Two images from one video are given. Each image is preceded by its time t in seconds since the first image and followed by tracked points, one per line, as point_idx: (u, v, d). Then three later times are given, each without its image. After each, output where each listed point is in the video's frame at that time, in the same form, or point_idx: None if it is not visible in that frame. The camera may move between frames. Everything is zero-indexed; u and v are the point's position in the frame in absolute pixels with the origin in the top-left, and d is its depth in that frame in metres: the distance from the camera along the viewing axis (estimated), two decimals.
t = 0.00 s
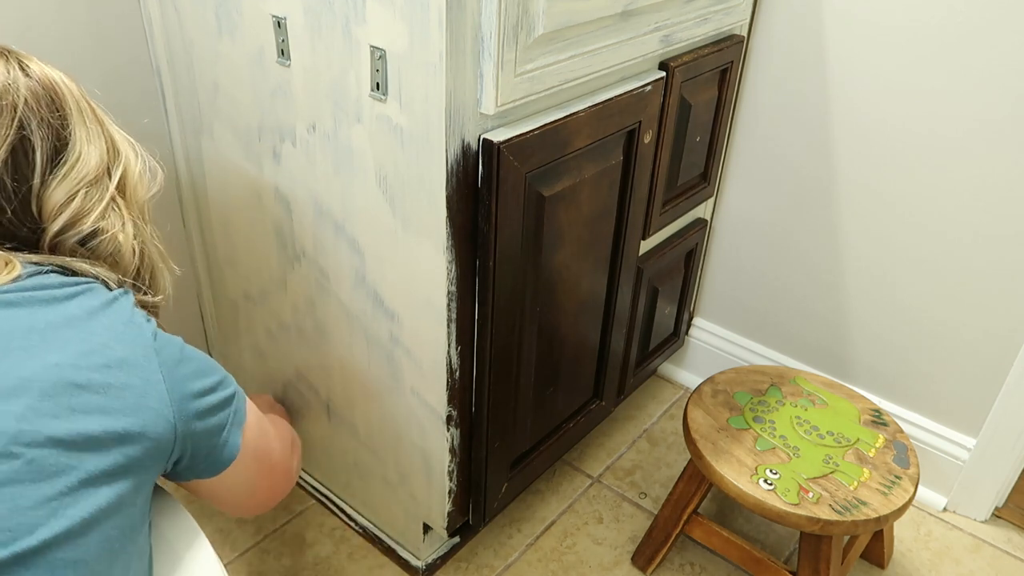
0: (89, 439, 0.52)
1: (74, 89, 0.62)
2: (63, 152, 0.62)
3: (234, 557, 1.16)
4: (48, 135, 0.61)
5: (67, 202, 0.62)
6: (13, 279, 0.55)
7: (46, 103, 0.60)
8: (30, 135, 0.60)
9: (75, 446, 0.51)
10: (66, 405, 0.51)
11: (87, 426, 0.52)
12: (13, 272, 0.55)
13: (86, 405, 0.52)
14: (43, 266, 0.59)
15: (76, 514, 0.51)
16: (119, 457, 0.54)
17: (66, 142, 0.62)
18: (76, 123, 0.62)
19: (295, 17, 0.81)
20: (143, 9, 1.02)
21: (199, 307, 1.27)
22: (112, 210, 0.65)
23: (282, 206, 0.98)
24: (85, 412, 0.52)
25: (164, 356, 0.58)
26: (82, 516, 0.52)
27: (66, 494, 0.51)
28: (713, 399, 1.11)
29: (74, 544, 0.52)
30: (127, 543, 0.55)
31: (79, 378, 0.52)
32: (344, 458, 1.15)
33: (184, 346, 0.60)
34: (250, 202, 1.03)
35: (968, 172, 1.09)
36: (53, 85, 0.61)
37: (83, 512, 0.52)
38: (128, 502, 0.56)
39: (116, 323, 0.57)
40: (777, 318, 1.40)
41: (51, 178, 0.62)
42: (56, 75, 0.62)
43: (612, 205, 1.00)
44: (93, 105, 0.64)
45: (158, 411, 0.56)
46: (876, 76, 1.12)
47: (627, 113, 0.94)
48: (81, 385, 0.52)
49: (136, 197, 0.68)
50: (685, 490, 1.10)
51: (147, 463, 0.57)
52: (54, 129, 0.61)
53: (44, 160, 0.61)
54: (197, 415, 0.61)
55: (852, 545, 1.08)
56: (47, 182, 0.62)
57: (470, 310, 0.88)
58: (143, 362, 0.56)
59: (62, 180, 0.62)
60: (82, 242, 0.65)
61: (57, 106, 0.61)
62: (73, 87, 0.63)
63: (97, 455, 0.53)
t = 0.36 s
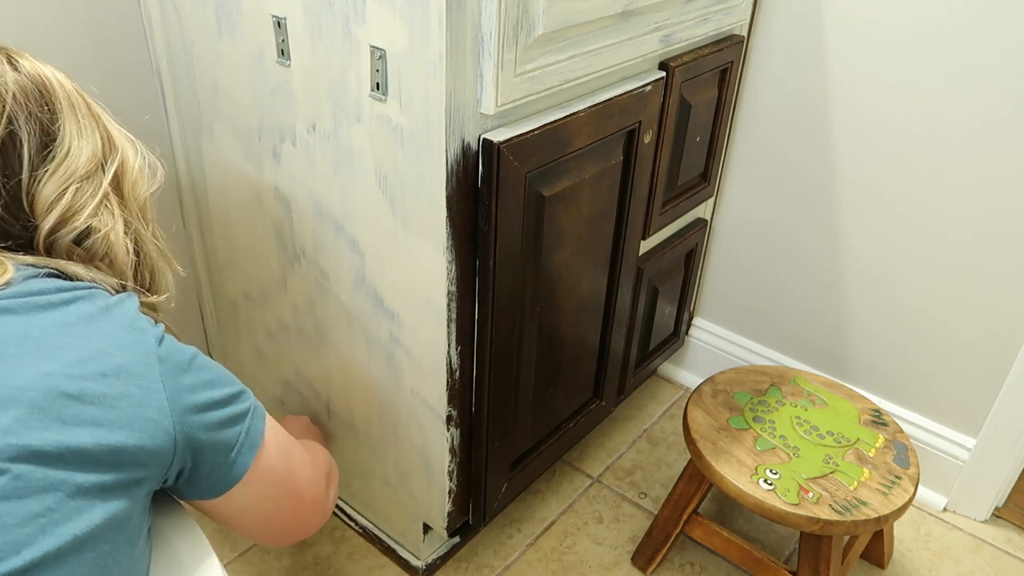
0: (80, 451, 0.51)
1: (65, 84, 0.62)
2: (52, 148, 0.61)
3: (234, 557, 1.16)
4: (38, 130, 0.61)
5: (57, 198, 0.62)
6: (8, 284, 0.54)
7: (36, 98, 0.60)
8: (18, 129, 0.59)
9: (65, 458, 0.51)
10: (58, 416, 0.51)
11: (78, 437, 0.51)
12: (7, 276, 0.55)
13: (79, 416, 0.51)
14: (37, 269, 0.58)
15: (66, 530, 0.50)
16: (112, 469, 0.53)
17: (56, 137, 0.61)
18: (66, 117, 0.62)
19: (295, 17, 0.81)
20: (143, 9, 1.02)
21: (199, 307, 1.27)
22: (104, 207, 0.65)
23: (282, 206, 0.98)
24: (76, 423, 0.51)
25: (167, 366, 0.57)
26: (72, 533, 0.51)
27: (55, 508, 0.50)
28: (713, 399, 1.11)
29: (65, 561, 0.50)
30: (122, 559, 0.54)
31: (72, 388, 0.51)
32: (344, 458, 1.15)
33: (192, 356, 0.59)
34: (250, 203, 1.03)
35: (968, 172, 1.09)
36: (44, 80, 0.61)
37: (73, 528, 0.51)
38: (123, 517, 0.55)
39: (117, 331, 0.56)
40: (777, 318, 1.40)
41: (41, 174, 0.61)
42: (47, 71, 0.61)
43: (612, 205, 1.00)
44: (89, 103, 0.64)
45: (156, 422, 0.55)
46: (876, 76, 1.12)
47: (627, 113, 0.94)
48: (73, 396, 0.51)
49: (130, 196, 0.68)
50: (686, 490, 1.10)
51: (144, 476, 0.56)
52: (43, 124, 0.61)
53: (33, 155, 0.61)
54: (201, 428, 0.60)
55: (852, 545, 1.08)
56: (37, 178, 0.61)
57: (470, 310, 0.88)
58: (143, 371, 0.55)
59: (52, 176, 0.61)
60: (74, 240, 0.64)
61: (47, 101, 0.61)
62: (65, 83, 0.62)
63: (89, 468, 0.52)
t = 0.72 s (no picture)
0: (83, 450, 0.51)
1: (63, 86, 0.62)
2: (51, 150, 0.61)
3: (234, 557, 1.16)
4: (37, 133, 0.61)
5: (57, 200, 0.62)
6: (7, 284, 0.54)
7: (34, 101, 0.60)
8: (16, 132, 0.59)
9: (68, 457, 0.51)
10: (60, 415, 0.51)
11: (81, 436, 0.51)
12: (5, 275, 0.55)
13: (81, 415, 0.51)
14: (37, 271, 0.58)
15: (68, 527, 0.50)
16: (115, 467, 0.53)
17: (55, 139, 0.61)
18: (65, 120, 0.62)
19: (295, 17, 0.81)
20: (143, 9, 1.02)
21: (199, 307, 1.28)
22: (103, 208, 0.65)
23: (283, 206, 0.98)
24: (79, 421, 0.51)
25: (164, 363, 0.57)
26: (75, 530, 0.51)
27: (58, 506, 0.50)
28: (713, 399, 1.11)
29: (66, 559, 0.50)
30: (123, 555, 0.54)
31: (73, 388, 0.51)
32: (344, 459, 1.15)
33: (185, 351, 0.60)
34: (250, 203, 1.03)
35: (968, 172, 1.09)
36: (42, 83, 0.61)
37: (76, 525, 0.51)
38: (125, 513, 0.55)
39: (114, 330, 0.56)
40: (777, 318, 1.40)
41: (41, 176, 0.61)
42: (45, 73, 0.61)
43: (612, 205, 1.00)
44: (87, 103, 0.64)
45: (156, 419, 0.56)
46: (876, 76, 1.12)
47: (627, 112, 0.94)
48: (75, 395, 0.51)
49: (128, 196, 0.68)
50: (686, 490, 1.10)
51: (145, 473, 0.56)
52: (41, 127, 0.61)
53: (31, 157, 0.61)
54: (197, 422, 0.60)
55: (852, 545, 1.08)
56: (37, 180, 0.61)
57: (470, 310, 0.88)
58: (141, 369, 0.55)
59: (51, 178, 0.61)
60: (76, 241, 0.64)
61: (46, 104, 0.61)
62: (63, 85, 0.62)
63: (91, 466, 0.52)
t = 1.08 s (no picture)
0: (78, 463, 0.48)
1: (62, 84, 0.61)
2: (44, 146, 0.60)
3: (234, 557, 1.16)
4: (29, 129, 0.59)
5: (49, 198, 0.60)
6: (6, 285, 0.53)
7: (28, 96, 0.59)
8: (7, 127, 0.58)
9: (63, 470, 0.48)
10: (54, 427, 0.48)
11: (76, 449, 0.49)
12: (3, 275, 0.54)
13: (77, 426, 0.49)
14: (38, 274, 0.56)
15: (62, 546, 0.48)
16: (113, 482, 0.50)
17: (48, 135, 0.60)
18: (60, 117, 0.60)
19: (295, 17, 0.81)
20: (143, 10, 1.02)
21: (199, 307, 1.28)
22: (99, 209, 0.63)
23: (283, 206, 0.98)
24: (76, 433, 0.49)
25: (173, 375, 0.55)
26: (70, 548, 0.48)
27: (52, 522, 0.47)
28: (713, 399, 1.11)
29: None
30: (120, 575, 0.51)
31: (71, 397, 0.49)
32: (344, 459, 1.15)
33: (200, 366, 0.57)
34: (250, 203, 1.03)
35: (968, 172, 1.09)
36: (38, 80, 0.60)
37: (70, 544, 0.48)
38: (121, 532, 0.52)
39: (121, 339, 0.54)
40: (777, 318, 1.40)
41: (33, 174, 0.60)
42: (43, 71, 0.61)
43: (612, 206, 1.00)
44: (88, 102, 0.63)
45: (160, 434, 0.53)
46: (876, 76, 1.12)
47: (627, 113, 0.94)
48: (72, 405, 0.49)
49: (131, 199, 0.65)
50: (685, 490, 1.10)
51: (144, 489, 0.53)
52: (34, 123, 0.59)
53: (24, 154, 0.59)
54: (209, 442, 0.57)
55: (852, 545, 1.08)
56: (30, 178, 0.60)
57: (470, 310, 0.88)
58: (148, 380, 0.53)
59: (44, 176, 0.60)
60: (69, 242, 0.62)
61: (40, 100, 0.60)
62: (62, 83, 0.61)
63: (87, 481, 0.49)
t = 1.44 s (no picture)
0: (73, 474, 0.48)
1: (57, 83, 0.61)
2: (36, 145, 0.59)
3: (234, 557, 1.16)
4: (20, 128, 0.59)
5: (42, 198, 0.59)
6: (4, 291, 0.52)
7: (21, 95, 0.58)
8: None
9: (59, 481, 0.47)
10: (50, 436, 0.47)
11: (72, 460, 0.48)
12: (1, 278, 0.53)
13: (73, 436, 0.48)
14: (36, 279, 0.55)
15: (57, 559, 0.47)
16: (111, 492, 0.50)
17: (42, 134, 0.59)
18: (54, 116, 0.60)
19: (295, 17, 0.81)
20: (144, 10, 1.02)
21: (199, 307, 1.28)
22: (95, 209, 0.62)
23: (283, 207, 0.98)
24: (72, 442, 0.48)
25: (173, 386, 0.55)
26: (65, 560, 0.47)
27: (48, 534, 0.47)
28: (713, 399, 1.11)
29: None
30: None
31: (68, 406, 0.48)
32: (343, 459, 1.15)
33: (203, 378, 0.57)
34: (250, 203, 1.03)
35: (968, 172, 1.09)
36: (34, 79, 0.60)
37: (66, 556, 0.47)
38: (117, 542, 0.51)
39: (124, 347, 0.53)
40: (777, 318, 1.40)
41: (27, 173, 0.59)
42: (39, 70, 0.60)
43: (612, 205, 1.00)
44: (87, 101, 0.62)
45: (160, 445, 0.52)
46: (876, 76, 1.12)
47: (627, 113, 0.94)
48: (69, 414, 0.48)
49: (129, 198, 0.65)
50: (686, 490, 1.10)
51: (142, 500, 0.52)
52: (26, 121, 0.59)
53: (16, 152, 0.59)
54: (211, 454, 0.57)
55: (852, 545, 1.08)
56: (24, 176, 0.59)
57: (471, 310, 0.88)
58: (148, 389, 0.52)
59: (38, 175, 0.59)
60: (64, 243, 0.61)
61: (34, 99, 0.59)
62: (58, 82, 0.61)
63: (82, 492, 0.49)
